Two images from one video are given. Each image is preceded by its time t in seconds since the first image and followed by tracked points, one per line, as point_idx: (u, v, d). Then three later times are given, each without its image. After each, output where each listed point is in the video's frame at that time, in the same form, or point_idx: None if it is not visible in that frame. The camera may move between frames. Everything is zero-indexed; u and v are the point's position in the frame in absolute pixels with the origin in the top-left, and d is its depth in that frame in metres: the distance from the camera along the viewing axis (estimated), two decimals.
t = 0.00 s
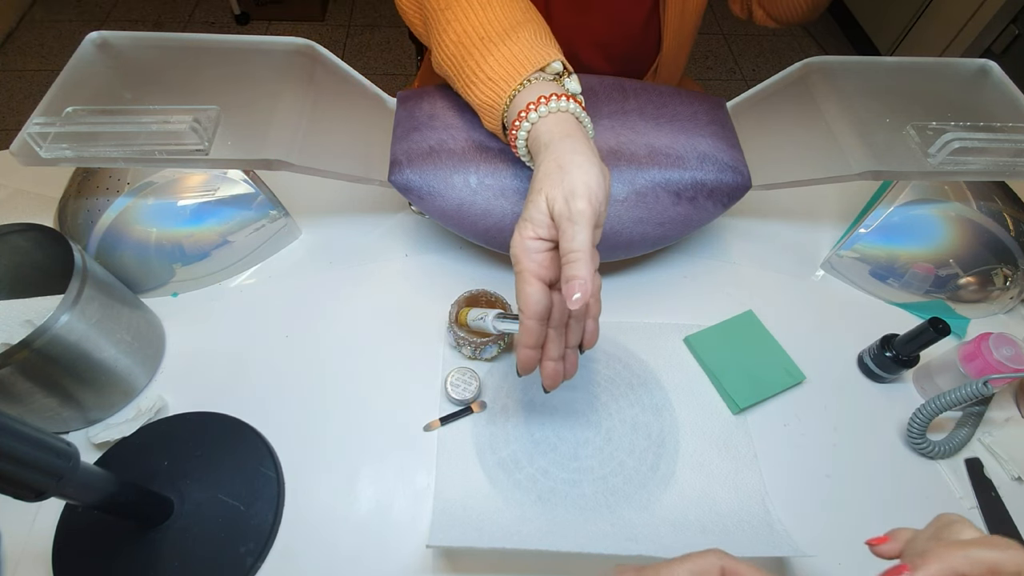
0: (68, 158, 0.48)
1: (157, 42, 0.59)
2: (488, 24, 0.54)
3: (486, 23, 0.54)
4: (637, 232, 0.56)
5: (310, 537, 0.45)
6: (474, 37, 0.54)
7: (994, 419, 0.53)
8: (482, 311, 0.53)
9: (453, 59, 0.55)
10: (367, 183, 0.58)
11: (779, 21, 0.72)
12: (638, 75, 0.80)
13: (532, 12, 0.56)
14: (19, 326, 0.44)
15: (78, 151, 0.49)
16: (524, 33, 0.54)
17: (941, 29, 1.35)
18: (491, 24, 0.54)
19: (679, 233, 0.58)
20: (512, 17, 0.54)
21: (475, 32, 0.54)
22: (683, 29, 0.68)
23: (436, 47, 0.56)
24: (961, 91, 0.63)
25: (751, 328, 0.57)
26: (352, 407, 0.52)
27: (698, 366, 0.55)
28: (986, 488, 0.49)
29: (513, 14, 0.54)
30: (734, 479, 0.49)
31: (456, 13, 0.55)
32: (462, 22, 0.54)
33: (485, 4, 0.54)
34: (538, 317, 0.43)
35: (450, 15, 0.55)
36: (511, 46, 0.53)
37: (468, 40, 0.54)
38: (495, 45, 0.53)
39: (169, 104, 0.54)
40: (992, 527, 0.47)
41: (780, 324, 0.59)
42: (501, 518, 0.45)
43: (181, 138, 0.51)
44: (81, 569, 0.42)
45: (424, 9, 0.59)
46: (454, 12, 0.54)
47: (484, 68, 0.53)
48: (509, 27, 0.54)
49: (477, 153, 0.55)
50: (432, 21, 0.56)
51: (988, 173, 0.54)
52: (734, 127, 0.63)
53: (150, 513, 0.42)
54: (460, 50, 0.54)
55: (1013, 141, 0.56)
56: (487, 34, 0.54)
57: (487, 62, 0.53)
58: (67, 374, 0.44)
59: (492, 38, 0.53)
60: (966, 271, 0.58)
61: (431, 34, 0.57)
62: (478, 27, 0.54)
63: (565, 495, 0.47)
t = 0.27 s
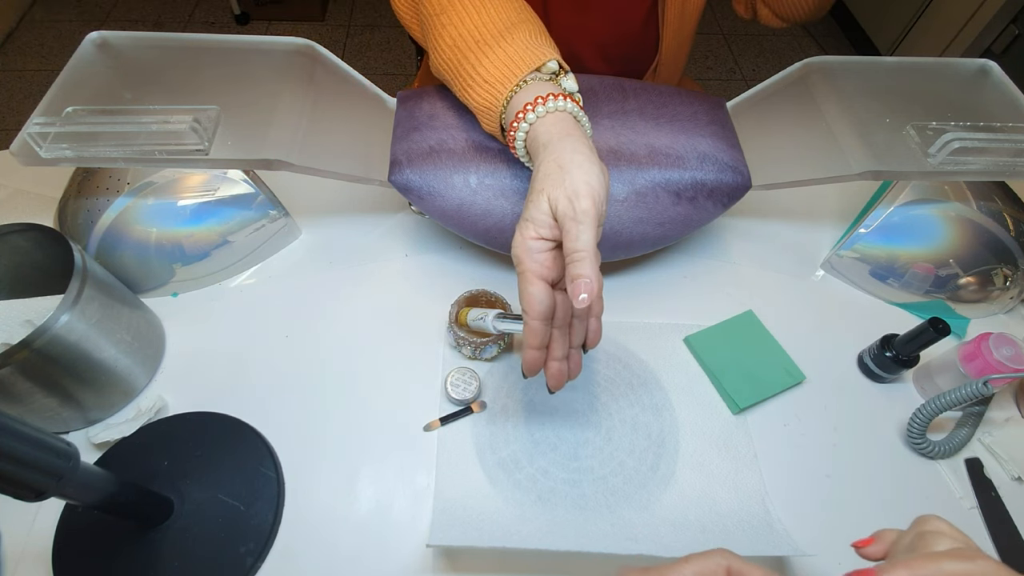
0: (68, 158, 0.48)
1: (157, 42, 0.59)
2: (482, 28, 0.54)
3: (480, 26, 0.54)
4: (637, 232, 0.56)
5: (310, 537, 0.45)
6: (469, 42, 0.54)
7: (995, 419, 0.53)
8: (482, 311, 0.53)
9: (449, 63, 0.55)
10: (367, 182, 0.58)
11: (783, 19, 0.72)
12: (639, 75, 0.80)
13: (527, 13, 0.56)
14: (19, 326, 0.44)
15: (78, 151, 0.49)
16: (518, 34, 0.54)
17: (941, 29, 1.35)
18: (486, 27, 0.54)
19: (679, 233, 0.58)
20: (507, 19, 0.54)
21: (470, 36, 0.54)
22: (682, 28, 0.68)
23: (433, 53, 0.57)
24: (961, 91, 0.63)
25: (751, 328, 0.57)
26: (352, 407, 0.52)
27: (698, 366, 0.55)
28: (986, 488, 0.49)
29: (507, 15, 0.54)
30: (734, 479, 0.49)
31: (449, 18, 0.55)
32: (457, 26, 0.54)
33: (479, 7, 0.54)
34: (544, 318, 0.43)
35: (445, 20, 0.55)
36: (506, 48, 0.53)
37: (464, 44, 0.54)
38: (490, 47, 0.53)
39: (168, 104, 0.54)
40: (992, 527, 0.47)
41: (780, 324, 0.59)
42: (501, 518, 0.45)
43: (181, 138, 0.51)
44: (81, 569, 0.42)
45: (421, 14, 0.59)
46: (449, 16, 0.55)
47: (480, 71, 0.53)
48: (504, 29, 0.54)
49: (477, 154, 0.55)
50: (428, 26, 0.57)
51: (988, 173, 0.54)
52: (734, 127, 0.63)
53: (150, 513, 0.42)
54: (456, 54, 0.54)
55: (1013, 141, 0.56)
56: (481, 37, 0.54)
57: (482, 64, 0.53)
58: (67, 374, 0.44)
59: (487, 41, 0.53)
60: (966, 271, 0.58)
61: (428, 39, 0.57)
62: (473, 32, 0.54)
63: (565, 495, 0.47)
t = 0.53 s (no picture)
0: (68, 158, 0.48)
1: (157, 42, 0.59)
2: (479, 29, 0.54)
3: (478, 27, 0.54)
4: (637, 232, 0.56)
5: (310, 536, 0.45)
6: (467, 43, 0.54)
7: (994, 419, 0.53)
8: (482, 311, 0.53)
9: (447, 64, 0.55)
10: (367, 182, 0.58)
11: (786, 20, 0.72)
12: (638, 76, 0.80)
13: (524, 13, 0.56)
14: (19, 326, 0.44)
15: (78, 150, 0.49)
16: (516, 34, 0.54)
17: (941, 29, 1.35)
18: (483, 27, 0.54)
19: (679, 233, 0.58)
20: (504, 19, 0.54)
21: (468, 38, 0.54)
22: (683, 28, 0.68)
23: (432, 54, 0.57)
24: (961, 91, 0.63)
25: (751, 328, 0.57)
26: (352, 407, 0.52)
27: (698, 366, 0.55)
28: (986, 488, 0.49)
29: (505, 16, 0.54)
30: (734, 479, 0.49)
31: (447, 20, 0.55)
32: (454, 27, 0.54)
33: (477, 7, 0.54)
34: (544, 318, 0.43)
35: (443, 21, 0.55)
36: (504, 48, 0.53)
37: (461, 46, 0.54)
38: (488, 48, 0.53)
39: (168, 104, 0.54)
40: (992, 527, 0.47)
41: (780, 324, 0.59)
42: (501, 517, 0.45)
43: (182, 138, 0.51)
44: (81, 568, 0.42)
45: (419, 16, 0.59)
46: (447, 18, 0.55)
47: (478, 71, 0.53)
48: (501, 29, 0.54)
49: (476, 154, 0.55)
50: (427, 28, 0.57)
51: (988, 173, 0.54)
52: (734, 127, 0.63)
53: (150, 512, 0.42)
54: (455, 56, 0.54)
55: (1013, 141, 0.56)
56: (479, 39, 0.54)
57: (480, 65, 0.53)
58: (67, 374, 0.44)
59: (485, 41, 0.53)
60: (966, 271, 0.58)
61: (427, 41, 0.57)
62: (470, 33, 0.54)
63: (565, 495, 0.47)
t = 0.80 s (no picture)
0: (67, 158, 0.48)
1: (157, 42, 0.59)
2: (478, 30, 0.54)
3: (477, 28, 0.54)
4: (637, 232, 0.56)
5: (310, 536, 0.45)
6: (466, 44, 0.54)
7: (995, 419, 0.53)
8: (482, 311, 0.53)
9: (447, 65, 0.55)
10: (367, 182, 0.58)
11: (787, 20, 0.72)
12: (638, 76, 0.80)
13: (523, 13, 0.56)
14: (19, 326, 0.44)
15: (78, 150, 0.49)
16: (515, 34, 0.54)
17: (941, 29, 1.35)
18: (482, 28, 0.54)
19: (679, 233, 0.58)
20: (503, 19, 0.54)
21: (467, 38, 0.54)
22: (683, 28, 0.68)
23: (431, 55, 0.57)
24: (961, 90, 0.63)
25: (751, 328, 0.57)
26: (352, 407, 0.52)
27: (698, 366, 0.55)
28: (986, 488, 0.49)
29: (503, 16, 0.54)
30: (734, 479, 0.49)
31: (446, 20, 0.55)
32: (453, 28, 0.54)
33: (476, 8, 0.54)
34: (544, 318, 0.43)
35: (442, 22, 0.55)
36: (502, 49, 0.53)
37: (460, 47, 0.54)
38: (487, 49, 0.53)
39: (168, 104, 0.54)
40: (992, 527, 0.47)
41: (780, 324, 0.59)
42: (501, 517, 0.45)
43: (182, 138, 0.51)
44: (81, 568, 0.42)
45: (418, 17, 0.59)
46: (446, 18, 0.55)
47: (477, 72, 0.53)
48: (500, 29, 0.54)
49: (477, 154, 0.55)
50: (426, 29, 0.57)
51: (988, 173, 0.54)
52: (734, 127, 0.63)
53: (150, 512, 0.42)
54: (454, 57, 0.54)
55: (1013, 141, 0.56)
56: (478, 39, 0.54)
57: (479, 66, 0.53)
58: (67, 374, 0.44)
59: (484, 42, 0.54)
60: (966, 271, 0.58)
61: (426, 41, 0.57)
62: (469, 33, 0.54)
63: (565, 495, 0.47)
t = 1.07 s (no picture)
0: (67, 158, 0.48)
1: (157, 42, 0.59)
2: (477, 30, 0.54)
3: (475, 28, 0.54)
4: (637, 232, 0.56)
5: (310, 536, 0.45)
6: (464, 45, 0.54)
7: (995, 419, 0.53)
8: (482, 311, 0.53)
9: (446, 66, 0.55)
10: (367, 182, 0.58)
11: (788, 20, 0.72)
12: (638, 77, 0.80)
13: (521, 13, 0.56)
14: (19, 326, 0.44)
15: (78, 150, 0.49)
16: (513, 34, 0.54)
17: (941, 29, 1.35)
18: (481, 28, 0.54)
19: (679, 233, 0.58)
20: (501, 19, 0.54)
21: (465, 39, 0.54)
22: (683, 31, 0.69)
23: (430, 56, 0.57)
24: (961, 90, 0.63)
25: (751, 328, 0.57)
26: (352, 407, 0.52)
27: (698, 366, 0.55)
28: (986, 488, 0.49)
29: (502, 16, 0.54)
30: (734, 479, 0.49)
31: (444, 21, 0.55)
32: (452, 29, 0.55)
33: (474, 8, 0.54)
34: (544, 317, 0.43)
35: (440, 23, 0.55)
36: (501, 49, 0.53)
37: (459, 47, 0.54)
38: (486, 49, 0.53)
39: (168, 104, 0.54)
40: (992, 527, 0.47)
41: (780, 324, 0.59)
42: (501, 517, 0.45)
43: (181, 138, 0.51)
44: (81, 568, 0.42)
45: (416, 18, 0.59)
46: (445, 19, 0.55)
47: (475, 72, 0.53)
48: (499, 30, 0.54)
49: (476, 154, 0.55)
50: (424, 30, 0.57)
51: (988, 173, 0.54)
52: (734, 127, 0.63)
53: (150, 512, 0.42)
54: (452, 58, 0.54)
55: (1013, 141, 0.56)
56: (476, 40, 0.54)
57: (478, 66, 0.53)
58: (67, 374, 0.44)
59: (483, 43, 0.54)
60: (966, 271, 0.58)
61: (425, 43, 0.57)
62: (468, 34, 0.54)
63: (565, 495, 0.47)
